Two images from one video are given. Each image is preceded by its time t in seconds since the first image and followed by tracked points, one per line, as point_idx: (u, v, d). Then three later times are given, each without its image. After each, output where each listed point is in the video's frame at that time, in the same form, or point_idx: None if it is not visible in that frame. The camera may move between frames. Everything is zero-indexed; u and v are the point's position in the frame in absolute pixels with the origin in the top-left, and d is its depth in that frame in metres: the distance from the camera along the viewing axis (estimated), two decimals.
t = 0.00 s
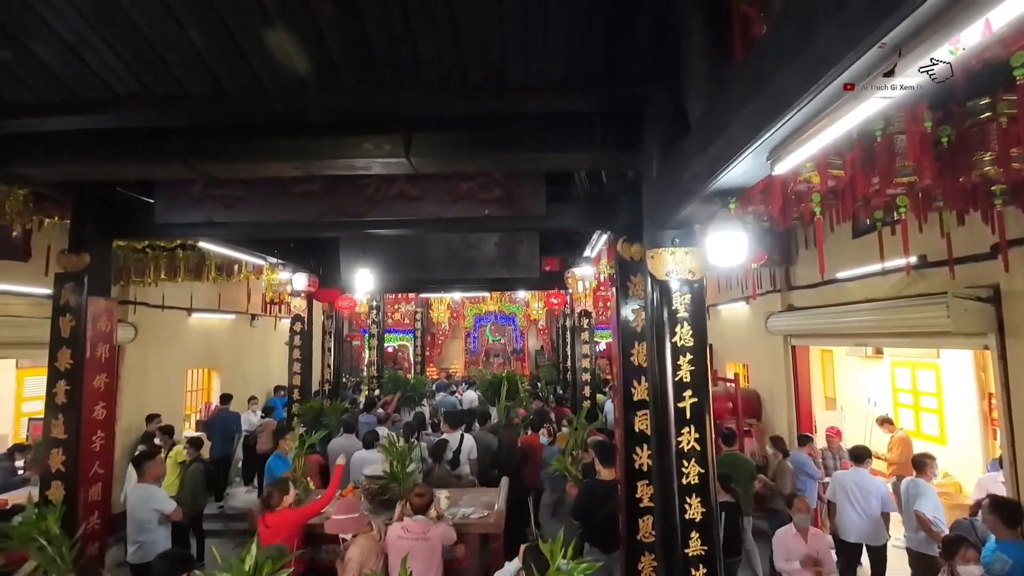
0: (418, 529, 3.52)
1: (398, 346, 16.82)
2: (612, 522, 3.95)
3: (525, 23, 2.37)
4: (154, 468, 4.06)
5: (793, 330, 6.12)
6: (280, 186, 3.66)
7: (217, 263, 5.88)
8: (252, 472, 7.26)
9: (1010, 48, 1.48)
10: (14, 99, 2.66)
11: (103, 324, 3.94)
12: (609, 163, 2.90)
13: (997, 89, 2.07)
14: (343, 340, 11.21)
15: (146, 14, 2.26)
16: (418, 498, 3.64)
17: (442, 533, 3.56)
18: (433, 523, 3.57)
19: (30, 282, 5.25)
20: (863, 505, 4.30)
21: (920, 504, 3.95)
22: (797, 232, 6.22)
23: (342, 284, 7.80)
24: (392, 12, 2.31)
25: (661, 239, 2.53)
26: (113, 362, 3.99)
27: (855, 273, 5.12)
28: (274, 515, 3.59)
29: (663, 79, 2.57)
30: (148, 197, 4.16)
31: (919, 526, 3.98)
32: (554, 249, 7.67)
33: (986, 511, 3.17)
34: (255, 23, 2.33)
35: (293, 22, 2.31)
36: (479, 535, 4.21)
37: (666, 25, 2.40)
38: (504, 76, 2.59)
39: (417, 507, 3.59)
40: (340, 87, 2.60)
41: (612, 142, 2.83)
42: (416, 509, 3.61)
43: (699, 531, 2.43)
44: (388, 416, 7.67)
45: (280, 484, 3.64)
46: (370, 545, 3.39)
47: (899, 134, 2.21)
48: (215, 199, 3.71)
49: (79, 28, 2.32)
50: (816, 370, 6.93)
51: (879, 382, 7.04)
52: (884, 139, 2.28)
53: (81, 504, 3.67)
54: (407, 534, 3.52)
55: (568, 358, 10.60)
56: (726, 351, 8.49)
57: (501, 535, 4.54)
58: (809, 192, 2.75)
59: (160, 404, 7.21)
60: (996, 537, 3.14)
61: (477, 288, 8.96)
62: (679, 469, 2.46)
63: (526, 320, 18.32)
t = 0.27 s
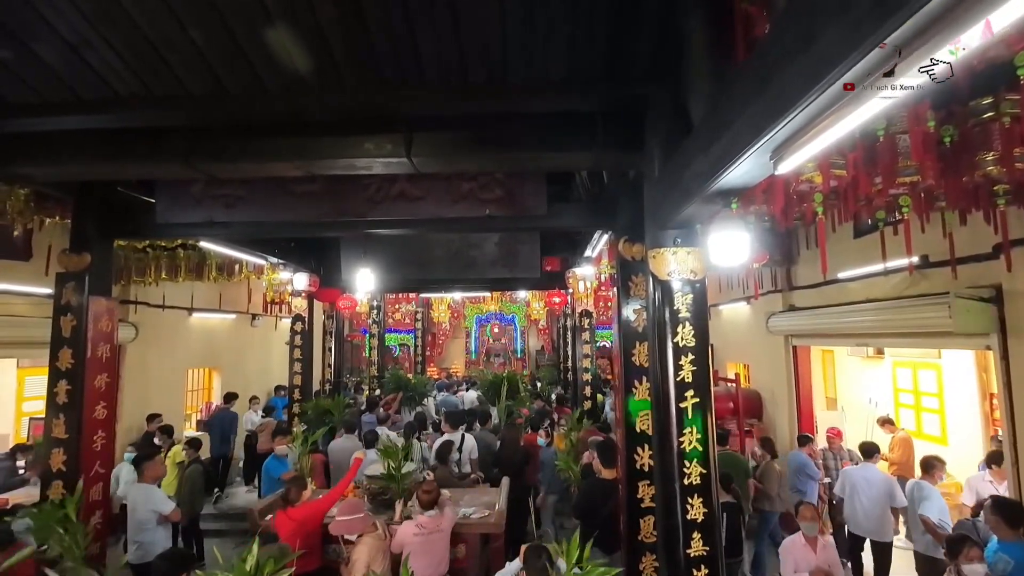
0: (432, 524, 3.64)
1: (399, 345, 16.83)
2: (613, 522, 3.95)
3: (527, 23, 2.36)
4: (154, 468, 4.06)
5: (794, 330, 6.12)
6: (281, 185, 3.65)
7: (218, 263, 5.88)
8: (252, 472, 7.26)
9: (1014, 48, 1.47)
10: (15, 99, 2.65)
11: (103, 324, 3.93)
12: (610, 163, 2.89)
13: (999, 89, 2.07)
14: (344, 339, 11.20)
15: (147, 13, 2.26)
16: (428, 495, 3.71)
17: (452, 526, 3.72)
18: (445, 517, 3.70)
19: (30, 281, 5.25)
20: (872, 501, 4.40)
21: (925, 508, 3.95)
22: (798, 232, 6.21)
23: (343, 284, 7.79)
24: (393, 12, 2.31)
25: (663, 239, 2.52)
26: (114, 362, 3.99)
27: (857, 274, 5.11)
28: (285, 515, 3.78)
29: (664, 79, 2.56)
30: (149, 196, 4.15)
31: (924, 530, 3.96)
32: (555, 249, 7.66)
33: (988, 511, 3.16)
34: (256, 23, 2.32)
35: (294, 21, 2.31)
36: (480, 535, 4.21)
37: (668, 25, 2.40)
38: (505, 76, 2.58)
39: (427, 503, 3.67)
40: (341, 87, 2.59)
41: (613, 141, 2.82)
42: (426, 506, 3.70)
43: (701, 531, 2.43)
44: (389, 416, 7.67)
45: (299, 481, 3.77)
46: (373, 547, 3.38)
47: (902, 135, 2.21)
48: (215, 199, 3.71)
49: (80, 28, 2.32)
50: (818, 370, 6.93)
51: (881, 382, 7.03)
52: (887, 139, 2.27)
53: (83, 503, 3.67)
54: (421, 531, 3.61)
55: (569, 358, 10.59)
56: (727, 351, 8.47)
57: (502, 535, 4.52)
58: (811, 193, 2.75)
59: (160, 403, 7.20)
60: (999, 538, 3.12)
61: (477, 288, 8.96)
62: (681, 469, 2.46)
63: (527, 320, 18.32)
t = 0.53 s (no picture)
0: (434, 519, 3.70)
1: (399, 345, 16.87)
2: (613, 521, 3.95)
3: (528, 22, 2.35)
4: (153, 468, 4.06)
5: (795, 330, 6.11)
6: (280, 184, 3.64)
7: (218, 262, 5.88)
8: (252, 471, 7.26)
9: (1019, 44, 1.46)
10: (14, 98, 2.64)
11: (102, 324, 3.92)
12: (611, 162, 2.88)
13: (1002, 87, 2.05)
14: (344, 339, 11.20)
15: (147, 12, 2.25)
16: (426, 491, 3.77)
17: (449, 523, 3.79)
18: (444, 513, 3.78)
19: (30, 281, 5.24)
20: (875, 501, 4.37)
21: (930, 510, 3.93)
22: (799, 232, 6.19)
23: (343, 284, 7.79)
24: (393, 12, 2.30)
25: (663, 238, 2.51)
26: (113, 361, 3.98)
27: (858, 274, 5.10)
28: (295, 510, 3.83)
29: (665, 78, 2.55)
30: (148, 195, 4.14)
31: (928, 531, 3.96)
32: (556, 249, 7.64)
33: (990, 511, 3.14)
34: (256, 23, 2.31)
35: (295, 21, 2.30)
36: (479, 535, 4.19)
37: (669, 24, 2.38)
38: (505, 75, 2.57)
39: (427, 499, 3.75)
40: (341, 86, 2.58)
41: (614, 140, 2.81)
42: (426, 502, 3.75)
43: (701, 531, 2.41)
44: (389, 416, 7.66)
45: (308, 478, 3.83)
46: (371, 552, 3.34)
47: (904, 133, 2.20)
48: (215, 198, 3.70)
49: (78, 27, 2.31)
50: (818, 370, 6.90)
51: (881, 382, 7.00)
52: (888, 137, 2.26)
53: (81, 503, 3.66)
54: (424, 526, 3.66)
55: (569, 358, 10.58)
56: (727, 351, 8.46)
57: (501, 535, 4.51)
58: (811, 191, 2.73)
59: (160, 403, 7.19)
60: (1000, 539, 3.11)
61: (477, 287, 8.95)
62: (681, 469, 2.44)
63: (527, 320, 18.32)
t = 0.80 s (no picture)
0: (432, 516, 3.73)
1: (400, 344, 16.87)
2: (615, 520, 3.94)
3: (528, 19, 2.33)
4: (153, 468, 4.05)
5: (796, 329, 6.09)
6: (280, 183, 3.62)
7: (218, 261, 5.86)
8: (252, 470, 7.25)
9: None
10: (12, 96, 2.63)
11: (102, 323, 3.91)
12: (612, 160, 2.86)
13: (1007, 83, 2.03)
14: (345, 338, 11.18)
15: (145, 10, 2.23)
16: (423, 489, 3.78)
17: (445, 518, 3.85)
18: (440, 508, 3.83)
19: (30, 280, 5.23)
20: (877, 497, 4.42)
21: (936, 512, 3.90)
22: (801, 230, 6.16)
23: (344, 283, 7.77)
24: (393, 8, 2.28)
25: (664, 236, 2.49)
26: (112, 360, 3.97)
27: (860, 273, 5.08)
28: (302, 505, 3.83)
29: (667, 75, 2.53)
30: (148, 194, 4.13)
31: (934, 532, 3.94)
32: (557, 248, 7.63)
33: (993, 512, 3.11)
34: (256, 20, 2.30)
35: (294, 18, 2.28)
36: (480, 535, 4.18)
37: (671, 20, 2.36)
38: (506, 72, 2.55)
39: (424, 496, 3.77)
40: (340, 84, 2.56)
41: (615, 138, 2.78)
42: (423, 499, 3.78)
43: (703, 531, 2.40)
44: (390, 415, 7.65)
45: (310, 477, 3.82)
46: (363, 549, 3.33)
47: (908, 129, 2.17)
48: (214, 196, 3.69)
49: (76, 24, 2.29)
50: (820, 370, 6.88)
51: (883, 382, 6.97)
52: (892, 134, 2.24)
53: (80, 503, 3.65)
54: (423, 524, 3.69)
55: (570, 357, 10.56)
56: (729, 351, 8.44)
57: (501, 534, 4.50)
58: (814, 188, 2.71)
59: (160, 402, 7.19)
60: (1004, 539, 3.07)
61: (478, 286, 8.93)
62: (683, 469, 2.43)
63: (528, 319, 18.30)
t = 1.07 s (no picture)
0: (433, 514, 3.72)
1: (402, 343, 16.89)
2: (618, 517, 3.94)
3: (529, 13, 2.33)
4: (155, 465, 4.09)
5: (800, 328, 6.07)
6: (282, 180, 3.62)
7: (220, 260, 5.86)
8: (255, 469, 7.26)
9: None
10: (13, 93, 2.62)
11: (105, 321, 3.91)
12: (616, 157, 2.83)
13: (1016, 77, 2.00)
14: (347, 337, 11.19)
15: (146, 5, 2.24)
16: (423, 488, 3.73)
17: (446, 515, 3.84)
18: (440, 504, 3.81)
19: (33, 278, 5.24)
20: (880, 490, 4.67)
21: (943, 512, 3.88)
22: (805, 229, 6.13)
23: (346, 282, 7.77)
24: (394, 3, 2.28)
25: (669, 233, 2.48)
26: (115, 358, 3.97)
27: (865, 271, 5.06)
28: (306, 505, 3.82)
29: (671, 70, 2.51)
30: (151, 192, 4.13)
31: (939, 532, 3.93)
32: (559, 247, 7.62)
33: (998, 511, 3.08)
34: (257, 14, 2.29)
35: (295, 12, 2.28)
36: (483, 534, 4.16)
37: (675, 14, 2.35)
38: (509, 68, 2.52)
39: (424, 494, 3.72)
40: (342, 79, 2.54)
41: (620, 135, 2.76)
42: (424, 497, 3.74)
43: (708, 531, 2.38)
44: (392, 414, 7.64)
45: (310, 476, 3.79)
46: None
47: (916, 125, 2.15)
48: (216, 194, 3.68)
49: (77, 19, 2.29)
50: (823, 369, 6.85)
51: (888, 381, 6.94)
52: (900, 129, 2.21)
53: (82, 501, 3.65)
54: (423, 522, 3.67)
55: (573, 356, 10.55)
56: (732, 349, 8.40)
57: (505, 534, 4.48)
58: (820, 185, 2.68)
59: (163, 400, 7.20)
60: (1009, 539, 3.04)
61: (480, 285, 8.92)
62: (687, 468, 2.41)
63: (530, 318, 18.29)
